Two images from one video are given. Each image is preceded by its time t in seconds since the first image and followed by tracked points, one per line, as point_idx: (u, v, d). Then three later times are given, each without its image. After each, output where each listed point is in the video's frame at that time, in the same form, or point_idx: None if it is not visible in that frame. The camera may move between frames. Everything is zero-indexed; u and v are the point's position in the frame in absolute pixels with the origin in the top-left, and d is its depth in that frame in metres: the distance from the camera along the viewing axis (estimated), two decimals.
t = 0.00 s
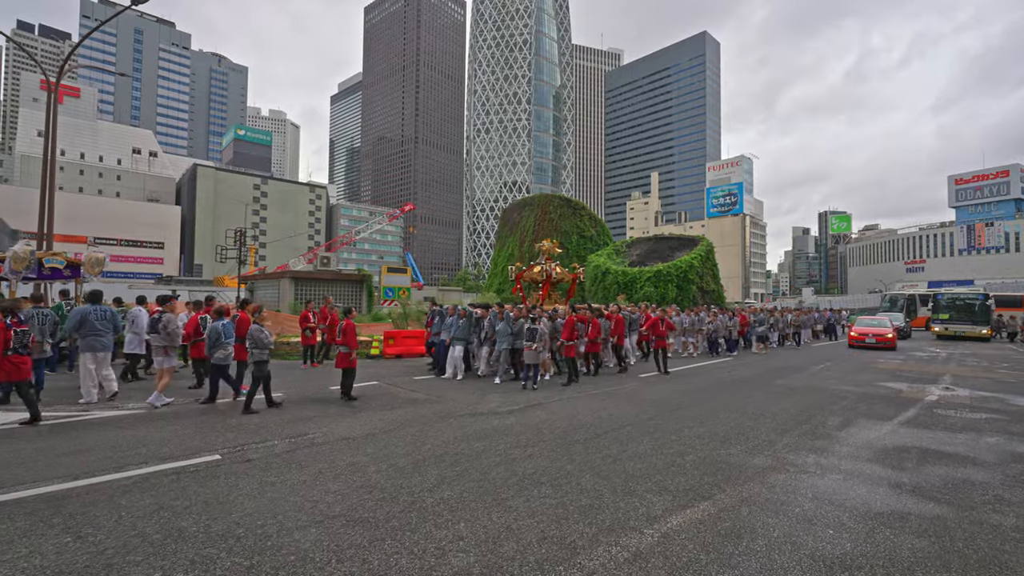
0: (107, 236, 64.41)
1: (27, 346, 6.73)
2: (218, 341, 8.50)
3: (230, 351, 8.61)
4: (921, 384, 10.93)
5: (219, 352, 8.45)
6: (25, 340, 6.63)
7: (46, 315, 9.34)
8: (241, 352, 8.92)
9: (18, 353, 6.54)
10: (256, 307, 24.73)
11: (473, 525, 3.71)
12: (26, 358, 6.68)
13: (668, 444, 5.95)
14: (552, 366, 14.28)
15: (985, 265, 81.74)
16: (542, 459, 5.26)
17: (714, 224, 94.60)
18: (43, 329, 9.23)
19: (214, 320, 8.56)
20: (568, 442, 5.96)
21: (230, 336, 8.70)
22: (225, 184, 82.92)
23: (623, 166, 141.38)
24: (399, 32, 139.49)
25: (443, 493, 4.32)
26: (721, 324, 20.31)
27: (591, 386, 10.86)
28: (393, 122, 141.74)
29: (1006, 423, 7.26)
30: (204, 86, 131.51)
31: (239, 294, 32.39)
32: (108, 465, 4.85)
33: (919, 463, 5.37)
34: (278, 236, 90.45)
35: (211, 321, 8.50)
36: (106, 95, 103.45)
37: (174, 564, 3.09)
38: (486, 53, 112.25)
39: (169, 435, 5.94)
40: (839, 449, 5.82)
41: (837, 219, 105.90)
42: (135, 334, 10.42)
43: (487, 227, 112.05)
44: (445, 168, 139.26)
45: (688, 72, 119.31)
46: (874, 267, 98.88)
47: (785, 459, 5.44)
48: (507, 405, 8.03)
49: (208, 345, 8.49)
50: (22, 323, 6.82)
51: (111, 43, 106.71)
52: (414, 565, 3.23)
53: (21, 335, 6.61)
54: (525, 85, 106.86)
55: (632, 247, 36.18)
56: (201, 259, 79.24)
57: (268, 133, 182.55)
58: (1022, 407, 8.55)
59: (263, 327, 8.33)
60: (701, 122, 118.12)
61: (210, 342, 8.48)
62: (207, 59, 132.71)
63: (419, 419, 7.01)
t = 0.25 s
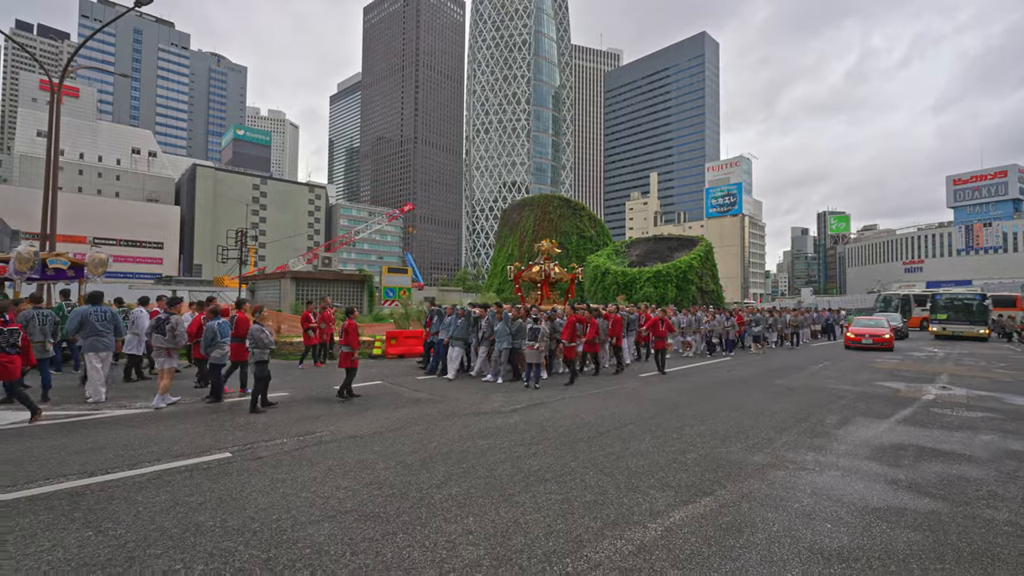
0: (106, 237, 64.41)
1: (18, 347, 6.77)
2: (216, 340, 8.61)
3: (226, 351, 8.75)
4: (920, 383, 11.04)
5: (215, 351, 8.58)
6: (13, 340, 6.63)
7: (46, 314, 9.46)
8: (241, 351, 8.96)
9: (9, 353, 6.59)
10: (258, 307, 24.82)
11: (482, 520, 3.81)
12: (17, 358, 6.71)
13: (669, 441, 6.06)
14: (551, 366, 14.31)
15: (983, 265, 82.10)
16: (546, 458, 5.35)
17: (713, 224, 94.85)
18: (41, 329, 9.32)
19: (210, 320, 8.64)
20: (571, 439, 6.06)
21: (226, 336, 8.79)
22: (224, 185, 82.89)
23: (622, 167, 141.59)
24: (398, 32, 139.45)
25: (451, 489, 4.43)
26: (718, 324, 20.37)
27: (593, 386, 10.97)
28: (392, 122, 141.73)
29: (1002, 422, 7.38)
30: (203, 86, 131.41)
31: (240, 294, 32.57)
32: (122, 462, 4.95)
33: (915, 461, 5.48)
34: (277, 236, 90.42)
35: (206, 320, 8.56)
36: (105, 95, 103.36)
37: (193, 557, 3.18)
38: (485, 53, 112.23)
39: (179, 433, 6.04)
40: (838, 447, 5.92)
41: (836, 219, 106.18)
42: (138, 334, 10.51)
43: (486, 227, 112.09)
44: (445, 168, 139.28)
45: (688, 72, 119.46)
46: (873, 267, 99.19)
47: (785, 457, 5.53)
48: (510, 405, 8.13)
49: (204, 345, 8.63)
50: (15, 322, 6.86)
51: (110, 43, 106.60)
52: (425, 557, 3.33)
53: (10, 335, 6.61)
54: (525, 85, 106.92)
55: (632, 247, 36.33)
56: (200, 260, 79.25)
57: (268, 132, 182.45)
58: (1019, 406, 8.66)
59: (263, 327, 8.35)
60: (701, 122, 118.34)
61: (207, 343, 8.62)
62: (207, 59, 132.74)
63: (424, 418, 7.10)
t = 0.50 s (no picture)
0: (105, 237, 64.41)
1: (15, 346, 6.87)
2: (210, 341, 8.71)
3: (220, 352, 8.88)
4: (917, 382, 11.19)
5: (209, 353, 8.68)
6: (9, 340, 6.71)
7: (41, 315, 9.54)
8: (237, 351, 9.04)
9: (6, 353, 6.68)
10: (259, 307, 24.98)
11: (485, 514, 3.91)
12: (14, 357, 6.81)
13: (668, 438, 6.17)
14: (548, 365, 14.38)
15: (981, 265, 82.35)
16: (547, 454, 5.46)
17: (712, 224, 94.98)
18: (38, 329, 9.42)
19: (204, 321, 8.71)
20: (572, 436, 6.17)
21: (220, 336, 8.90)
22: (224, 185, 82.90)
23: (621, 167, 141.74)
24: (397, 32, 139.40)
25: (456, 484, 4.54)
26: (714, 324, 20.47)
27: (593, 385, 11.07)
28: (391, 123, 141.74)
29: (996, 419, 7.51)
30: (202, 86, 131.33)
31: (241, 295, 32.65)
32: (131, 459, 5.03)
33: (909, 457, 5.59)
34: (276, 237, 90.42)
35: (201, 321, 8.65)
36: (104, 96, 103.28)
37: (206, 549, 3.28)
38: (485, 53, 112.15)
39: (186, 431, 6.13)
40: (834, 444, 6.02)
41: (835, 219, 106.42)
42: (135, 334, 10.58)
43: (486, 227, 112.10)
44: (444, 168, 139.26)
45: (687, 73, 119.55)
46: (871, 267, 99.43)
47: (782, 454, 5.63)
48: (512, 403, 8.22)
49: (199, 345, 8.71)
50: (11, 322, 6.95)
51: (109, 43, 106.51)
52: (431, 548, 3.43)
53: (5, 335, 6.70)
54: (524, 86, 107.01)
55: (631, 247, 36.46)
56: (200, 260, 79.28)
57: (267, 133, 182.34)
58: (1014, 404, 8.77)
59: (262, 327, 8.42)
60: (700, 122, 118.49)
61: (204, 343, 8.70)
62: (206, 59, 132.62)
63: (427, 416, 7.21)
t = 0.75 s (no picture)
0: (105, 237, 64.36)
1: (13, 347, 6.93)
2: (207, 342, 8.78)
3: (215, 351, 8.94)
4: (917, 382, 11.26)
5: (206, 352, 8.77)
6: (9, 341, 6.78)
7: (38, 314, 9.56)
8: (233, 351, 9.05)
9: (5, 354, 6.75)
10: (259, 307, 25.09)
11: (490, 510, 3.98)
12: (13, 358, 6.90)
13: (669, 437, 6.23)
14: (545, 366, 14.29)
15: (980, 265, 82.47)
16: (550, 452, 5.52)
17: (712, 224, 95.04)
18: (35, 329, 9.47)
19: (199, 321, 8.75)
20: (575, 436, 6.23)
21: (217, 336, 8.97)
22: (223, 185, 82.91)
23: (621, 167, 141.89)
24: (397, 33, 139.48)
25: (459, 481, 4.62)
26: (711, 323, 20.50)
27: (593, 385, 11.15)
28: (390, 123, 141.80)
29: (993, 418, 7.61)
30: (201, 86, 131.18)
31: (241, 295, 32.75)
32: (140, 459, 5.11)
33: (905, 455, 5.68)
34: (275, 237, 90.38)
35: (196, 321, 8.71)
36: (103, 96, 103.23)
37: (216, 544, 3.35)
38: (485, 53, 112.25)
39: (190, 429, 6.20)
40: (830, 442, 6.13)
41: (833, 219, 106.52)
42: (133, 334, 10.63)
43: (485, 228, 112.03)
44: (444, 168, 139.35)
45: (686, 73, 119.68)
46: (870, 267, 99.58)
47: (780, 452, 5.70)
48: (513, 402, 8.31)
49: (196, 345, 8.78)
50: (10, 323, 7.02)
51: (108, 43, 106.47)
52: (437, 543, 3.46)
53: (4, 335, 6.77)
54: (523, 86, 107.18)
55: (631, 247, 36.56)
56: (199, 261, 79.18)
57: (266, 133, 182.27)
58: (1010, 403, 8.86)
59: (261, 327, 8.46)
60: (698, 123, 118.69)
61: (199, 342, 8.75)
62: (205, 59, 132.43)
63: (430, 415, 7.28)
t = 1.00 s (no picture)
0: (104, 237, 64.26)
1: (16, 346, 6.97)
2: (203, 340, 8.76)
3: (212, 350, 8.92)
4: (918, 382, 11.33)
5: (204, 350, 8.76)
6: (11, 341, 6.79)
7: (40, 313, 9.61)
8: (233, 351, 9.07)
9: (7, 352, 6.76)
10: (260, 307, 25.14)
11: (500, 507, 4.02)
12: (15, 357, 6.89)
13: (673, 436, 6.27)
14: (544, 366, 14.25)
15: (979, 265, 82.61)
16: (557, 451, 5.56)
17: (711, 224, 95.05)
18: (38, 328, 9.51)
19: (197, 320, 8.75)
20: (581, 435, 6.26)
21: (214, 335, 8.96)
22: (223, 185, 82.85)
23: (620, 167, 141.98)
24: (396, 32, 139.52)
25: (468, 479, 4.67)
26: (710, 324, 20.52)
27: (596, 384, 11.19)
28: (390, 123, 141.79)
29: (995, 417, 7.66)
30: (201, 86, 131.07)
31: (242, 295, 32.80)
32: (150, 457, 5.15)
33: (908, 453, 5.74)
34: (275, 237, 90.34)
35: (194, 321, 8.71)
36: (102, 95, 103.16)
37: (232, 540, 3.40)
38: (484, 53, 112.29)
39: (197, 428, 6.24)
40: (833, 440, 6.20)
41: (832, 219, 106.52)
42: (134, 332, 10.64)
43: (485, 228, 111.98)
44: (443, 168, 139.39)
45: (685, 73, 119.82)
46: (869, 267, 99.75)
47: (784, 451, 5.76)
48: (518, 402, 8.34)
49: (196, 343, 8.82)
50: (12, 323, 7.03)
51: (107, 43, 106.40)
52: (449, 539, 3.52)
53: (7, 336, 6.79)
54: (522, 86, 107.27)
55: (631, 247, 36.63)
56: (198, 261, 79.11)
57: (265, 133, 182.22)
58: (1011, 403, 8.91)
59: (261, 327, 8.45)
60: (698, 123, 118.80)
61: (197, 341, 8.76)
62: (205, 59, 132.29)
63: (436, 414, 7.32)
